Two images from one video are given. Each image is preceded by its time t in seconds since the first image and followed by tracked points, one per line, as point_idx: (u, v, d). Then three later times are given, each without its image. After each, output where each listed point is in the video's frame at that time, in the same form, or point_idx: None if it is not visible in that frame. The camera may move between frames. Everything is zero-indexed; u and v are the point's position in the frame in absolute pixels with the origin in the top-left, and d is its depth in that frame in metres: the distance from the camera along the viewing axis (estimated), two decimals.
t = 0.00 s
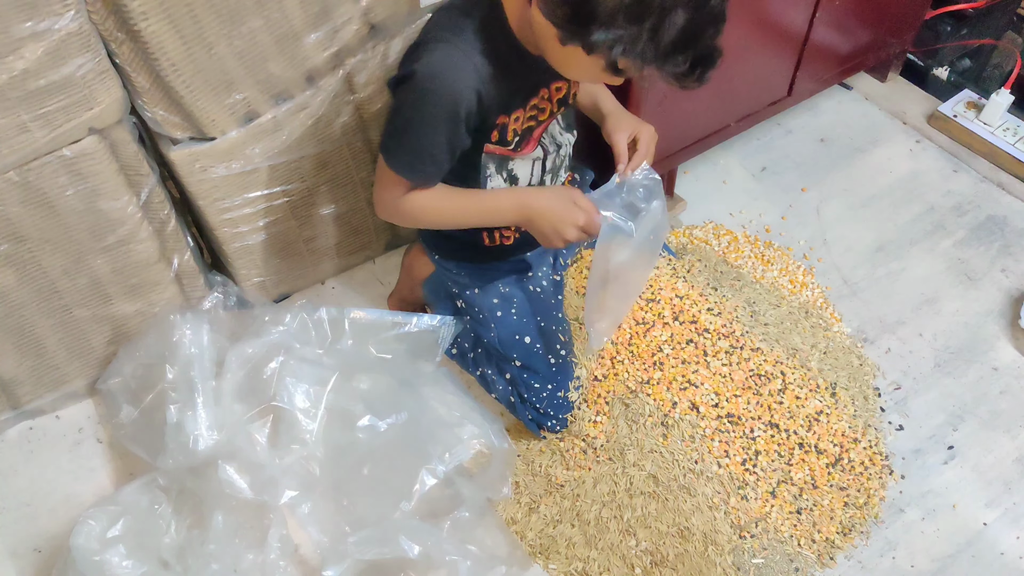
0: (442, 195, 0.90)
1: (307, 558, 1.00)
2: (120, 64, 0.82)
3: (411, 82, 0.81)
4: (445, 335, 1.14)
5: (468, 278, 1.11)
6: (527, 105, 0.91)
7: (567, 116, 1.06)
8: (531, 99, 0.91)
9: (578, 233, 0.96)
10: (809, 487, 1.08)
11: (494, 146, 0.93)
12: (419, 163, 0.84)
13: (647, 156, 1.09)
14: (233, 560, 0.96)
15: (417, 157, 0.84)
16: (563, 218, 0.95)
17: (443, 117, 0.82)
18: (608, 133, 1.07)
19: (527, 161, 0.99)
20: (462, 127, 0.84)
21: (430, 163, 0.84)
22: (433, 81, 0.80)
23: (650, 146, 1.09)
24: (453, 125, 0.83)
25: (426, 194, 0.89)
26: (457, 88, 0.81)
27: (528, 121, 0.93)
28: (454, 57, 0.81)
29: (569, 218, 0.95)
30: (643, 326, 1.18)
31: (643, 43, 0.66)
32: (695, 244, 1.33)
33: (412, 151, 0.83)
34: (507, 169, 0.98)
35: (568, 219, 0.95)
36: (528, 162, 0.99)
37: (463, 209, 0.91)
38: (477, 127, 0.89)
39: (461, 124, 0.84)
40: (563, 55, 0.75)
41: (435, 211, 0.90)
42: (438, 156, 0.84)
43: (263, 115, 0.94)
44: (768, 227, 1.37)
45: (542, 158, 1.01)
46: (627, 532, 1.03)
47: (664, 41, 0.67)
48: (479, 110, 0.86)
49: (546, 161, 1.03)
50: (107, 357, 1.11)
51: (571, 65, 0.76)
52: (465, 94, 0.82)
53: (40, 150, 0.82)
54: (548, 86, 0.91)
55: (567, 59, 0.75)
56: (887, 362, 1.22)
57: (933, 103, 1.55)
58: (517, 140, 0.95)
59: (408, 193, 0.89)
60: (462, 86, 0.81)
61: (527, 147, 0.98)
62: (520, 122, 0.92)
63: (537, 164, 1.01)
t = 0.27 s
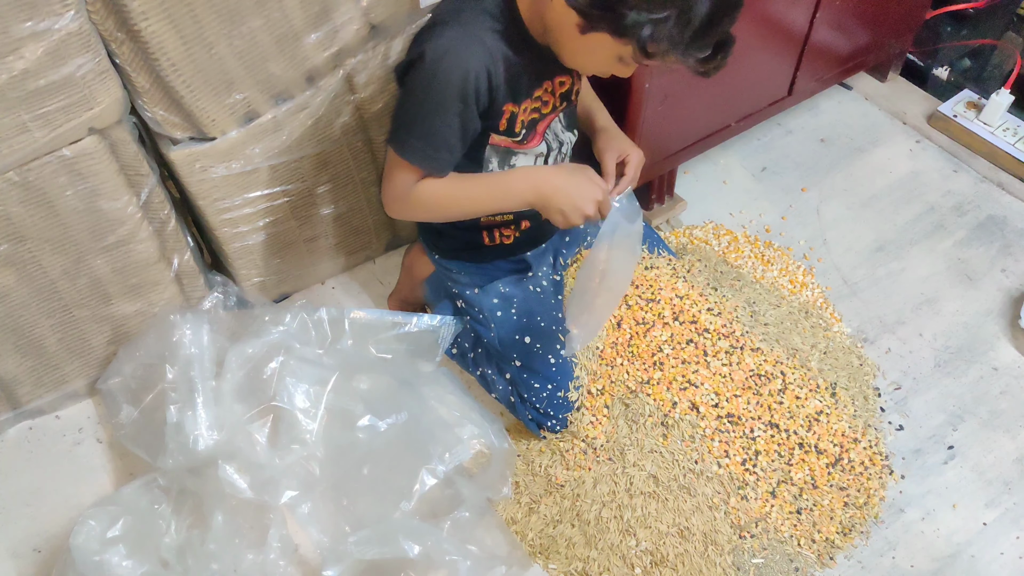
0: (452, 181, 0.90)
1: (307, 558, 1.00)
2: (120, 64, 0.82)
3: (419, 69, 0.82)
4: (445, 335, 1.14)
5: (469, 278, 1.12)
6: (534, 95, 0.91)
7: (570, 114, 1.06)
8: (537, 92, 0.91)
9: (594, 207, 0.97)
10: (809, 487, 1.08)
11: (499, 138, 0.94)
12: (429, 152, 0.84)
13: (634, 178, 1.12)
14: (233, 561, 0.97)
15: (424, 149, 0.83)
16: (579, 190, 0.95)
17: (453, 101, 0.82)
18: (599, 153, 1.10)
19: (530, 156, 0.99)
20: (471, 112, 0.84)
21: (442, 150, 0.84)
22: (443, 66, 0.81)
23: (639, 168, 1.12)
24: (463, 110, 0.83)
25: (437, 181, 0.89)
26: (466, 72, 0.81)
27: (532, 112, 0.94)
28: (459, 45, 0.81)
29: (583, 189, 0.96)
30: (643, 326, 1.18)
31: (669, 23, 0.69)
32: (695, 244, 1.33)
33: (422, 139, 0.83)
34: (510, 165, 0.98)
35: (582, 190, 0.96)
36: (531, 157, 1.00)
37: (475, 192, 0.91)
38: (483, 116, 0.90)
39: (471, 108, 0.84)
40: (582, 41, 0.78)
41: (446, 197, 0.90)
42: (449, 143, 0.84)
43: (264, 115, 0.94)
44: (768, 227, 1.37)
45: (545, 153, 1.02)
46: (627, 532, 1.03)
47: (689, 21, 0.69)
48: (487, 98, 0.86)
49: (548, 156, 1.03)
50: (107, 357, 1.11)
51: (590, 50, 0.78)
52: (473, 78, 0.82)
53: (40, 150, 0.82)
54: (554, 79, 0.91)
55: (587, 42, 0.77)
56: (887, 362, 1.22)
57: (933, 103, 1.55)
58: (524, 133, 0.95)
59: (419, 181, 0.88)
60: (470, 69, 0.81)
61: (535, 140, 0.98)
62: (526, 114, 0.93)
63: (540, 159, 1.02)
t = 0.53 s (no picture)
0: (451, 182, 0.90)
1: (307, 558, 1.02)
2: (120, 64, 0.82)
3: (422, 64, 0.82)
4: (445, 335, 1.14)
5: (469, 277, 1.12)
6: (533, 92, 0.91)
7: (569, 113, 1.06)
8: (537, 88, 0.91)
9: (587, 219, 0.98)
10: (809, 487, 1.08)
11: (499, 135, 0.94)
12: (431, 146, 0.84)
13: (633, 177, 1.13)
14: (233, 560, 0.96)
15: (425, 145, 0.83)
16: (575, 203, 0.96)
17: (456, 96, 0.82)
18: (599, 149, 1.09)
19: (530, 154, 0.99)
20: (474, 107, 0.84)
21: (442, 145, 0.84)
22: (445, 60, 0.80)
23: (638, 166, 1.12)
24: (465, 105, 0.83)
25: (437, 180, 0.89)
26: (469, 67, 0.81)
27: (532, 109, 0.94)
28: (461, 40, 0.81)
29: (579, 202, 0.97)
30: (643, 326, 1.18)
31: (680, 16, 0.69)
32: (695, 244, 1.33)
33: (423, 133, 0.83)
34: (509, 162, 0.99)
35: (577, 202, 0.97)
36: (531, 155, 1.00)
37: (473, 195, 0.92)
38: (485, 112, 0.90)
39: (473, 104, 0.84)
40: (587, 35, 0.78)
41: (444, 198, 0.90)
42: (451, 138, 0.84)
43: (264, 115, 0.94)
44: (768, 227, 1.37)
45: (545, 152, 1.02)
46: (627, 532, 1.03)
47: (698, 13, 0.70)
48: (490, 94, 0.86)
49: (548, 155, 1.03)
50: (107, 357, 1.11)
51: (594, 45, 0.79)
52: (477, 74, 0.82)
53: (40, 150, 0.82)
54: (554, 76, 0.92)
55: (592, 37, 0.78)
56: (887, 362, 1.22)
57: (933, 103, 1.55)
58: (524, 130, 0.95)
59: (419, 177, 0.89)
60: (473, 64, 0.81)
61: (535, 138, 0.98)
62: (526, 111, 0.93)
63: (540, 158, 1.02)
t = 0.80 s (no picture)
0: (447, 184, 0.90)
1: (307, 558, 1.01)
2: (119, 64, 0.82)
3: (422, 61, 0.81)
4: (445, 335, 1.14)
5: (468, 277, 1.12)
6: (532, 90, 0.91)
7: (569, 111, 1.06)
8: (536, 87, 0.91)
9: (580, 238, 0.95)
10: (809, 487, 1.08)
11: (499, 133, 0.94)
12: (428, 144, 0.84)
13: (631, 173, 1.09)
14: (233, 561, 0.96)
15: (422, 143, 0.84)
16: (566, 221, 0.94)
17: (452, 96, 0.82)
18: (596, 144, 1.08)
19: (530, 153, 0.99)
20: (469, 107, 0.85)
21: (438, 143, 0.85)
22: (444, 58, 0.80)
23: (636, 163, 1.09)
24: (460, 105, 0.83)
25: (433, 180, 0.89)
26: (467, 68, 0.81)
27: (532, 107, 0.93)
28: (461, 39, 0.80)
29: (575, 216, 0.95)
30: (643, 326, 1.18)
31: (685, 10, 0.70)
32: (695, 244, 1.33)
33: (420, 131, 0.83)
34: (509, 162, 0.98)
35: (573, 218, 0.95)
36: (531, 154, 0.99)
37: (469, 199, 0.91)
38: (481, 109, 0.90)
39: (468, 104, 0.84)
40: (589, 31, 0.78)
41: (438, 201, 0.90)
42: (446, 137, 0.85)
43: (264, 115, 0.94)
44: (768, 227, 1.37)
45: (545, 150, 1.01)
46: (626, 532, 1.03)
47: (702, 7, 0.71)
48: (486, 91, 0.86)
49: (549, 153, 1.02)
50: (107, 357, 1.11)
51: (596, 40, 0.79)
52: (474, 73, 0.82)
53: (40, 150, 0.82)
54: (553, 74, 0.91)
55: (594, 32, 0.78)
56: (887, 362, 1.22)
57: (933, 103, 1.55)
58: (523, 128, 0.95)
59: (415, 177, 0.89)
60: (471, 64, 0.81)
61: (534, 135, 0.97)
62: (526, 108, 0.92)
63: (540, 156, 1.01)
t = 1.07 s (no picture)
0: (446, 192, 0.90)
1: (307, 558, 1.02)
2: (120, 64, 0.82)
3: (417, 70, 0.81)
4: (445, 335, 1.14)
5: (468, 277, 1.11)
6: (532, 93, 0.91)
7: (571, 110, 1.05)
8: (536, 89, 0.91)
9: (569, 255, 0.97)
10: (809, 487, 1.08)
11: (500, 140, 0.93)
12: (427, 153, 0.83)
13: (641, 132, 1.08)
14: (233, 561, 0.96)
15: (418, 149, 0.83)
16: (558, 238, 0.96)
17: (448, 105, 0.81)
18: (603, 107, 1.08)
19: (532, 155, 0.98)
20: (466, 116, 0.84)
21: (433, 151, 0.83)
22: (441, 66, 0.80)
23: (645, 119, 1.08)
24: (457, 115, 0.82)
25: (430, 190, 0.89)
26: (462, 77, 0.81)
27: (533, 112, 0.94)
28: (458, 46, 0.81)
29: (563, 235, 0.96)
30: (643, 326, 1.18)
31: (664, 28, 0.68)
32: (695, 244, 1.33)
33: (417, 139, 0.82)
34: (512, 164, 0.98)
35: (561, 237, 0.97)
36: (533, 156, 0.99)
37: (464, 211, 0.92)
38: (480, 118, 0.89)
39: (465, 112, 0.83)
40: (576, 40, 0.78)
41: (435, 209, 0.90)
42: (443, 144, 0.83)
43: (264, 115, 0.94)
44: (768, 227, 1.37)
45: (548, 151, 1.01)
46: (626, 532, 1.04)
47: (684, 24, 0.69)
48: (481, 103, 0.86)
49: (552, 154, 1.02)
50: (107, 357, 1.11)
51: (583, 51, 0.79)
52: (471, 82, 0.82)
53: (40, 150, 0.82)
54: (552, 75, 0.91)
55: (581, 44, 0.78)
56: (888, 362, 1.22)
57: (933, 103, 1.55)
58: (525, 132, 0.95)
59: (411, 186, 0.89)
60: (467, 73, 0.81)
61: (536, 138, 0.97)
62: (526, 113, 0.92)
63: (542, 158, 1.01)
